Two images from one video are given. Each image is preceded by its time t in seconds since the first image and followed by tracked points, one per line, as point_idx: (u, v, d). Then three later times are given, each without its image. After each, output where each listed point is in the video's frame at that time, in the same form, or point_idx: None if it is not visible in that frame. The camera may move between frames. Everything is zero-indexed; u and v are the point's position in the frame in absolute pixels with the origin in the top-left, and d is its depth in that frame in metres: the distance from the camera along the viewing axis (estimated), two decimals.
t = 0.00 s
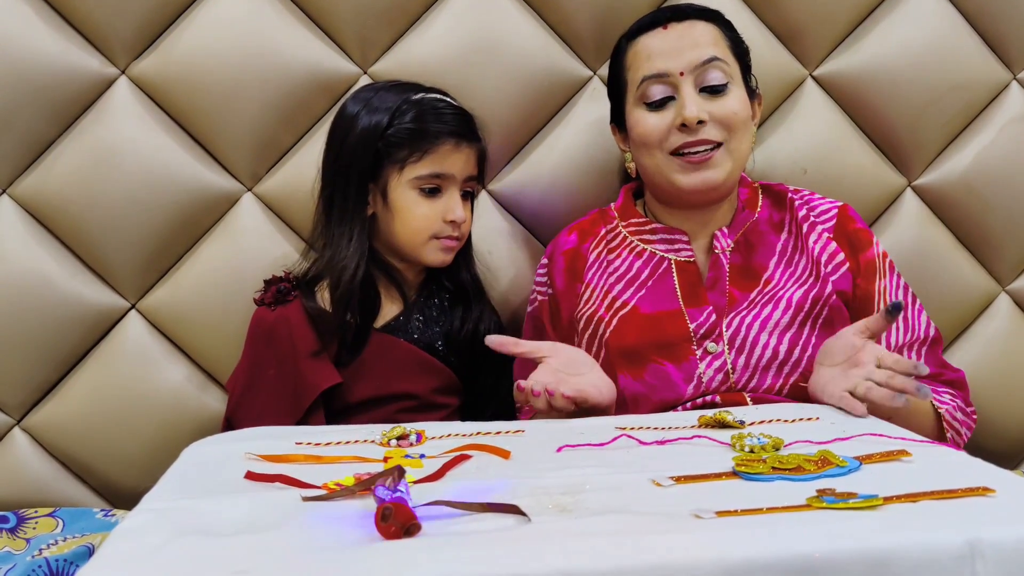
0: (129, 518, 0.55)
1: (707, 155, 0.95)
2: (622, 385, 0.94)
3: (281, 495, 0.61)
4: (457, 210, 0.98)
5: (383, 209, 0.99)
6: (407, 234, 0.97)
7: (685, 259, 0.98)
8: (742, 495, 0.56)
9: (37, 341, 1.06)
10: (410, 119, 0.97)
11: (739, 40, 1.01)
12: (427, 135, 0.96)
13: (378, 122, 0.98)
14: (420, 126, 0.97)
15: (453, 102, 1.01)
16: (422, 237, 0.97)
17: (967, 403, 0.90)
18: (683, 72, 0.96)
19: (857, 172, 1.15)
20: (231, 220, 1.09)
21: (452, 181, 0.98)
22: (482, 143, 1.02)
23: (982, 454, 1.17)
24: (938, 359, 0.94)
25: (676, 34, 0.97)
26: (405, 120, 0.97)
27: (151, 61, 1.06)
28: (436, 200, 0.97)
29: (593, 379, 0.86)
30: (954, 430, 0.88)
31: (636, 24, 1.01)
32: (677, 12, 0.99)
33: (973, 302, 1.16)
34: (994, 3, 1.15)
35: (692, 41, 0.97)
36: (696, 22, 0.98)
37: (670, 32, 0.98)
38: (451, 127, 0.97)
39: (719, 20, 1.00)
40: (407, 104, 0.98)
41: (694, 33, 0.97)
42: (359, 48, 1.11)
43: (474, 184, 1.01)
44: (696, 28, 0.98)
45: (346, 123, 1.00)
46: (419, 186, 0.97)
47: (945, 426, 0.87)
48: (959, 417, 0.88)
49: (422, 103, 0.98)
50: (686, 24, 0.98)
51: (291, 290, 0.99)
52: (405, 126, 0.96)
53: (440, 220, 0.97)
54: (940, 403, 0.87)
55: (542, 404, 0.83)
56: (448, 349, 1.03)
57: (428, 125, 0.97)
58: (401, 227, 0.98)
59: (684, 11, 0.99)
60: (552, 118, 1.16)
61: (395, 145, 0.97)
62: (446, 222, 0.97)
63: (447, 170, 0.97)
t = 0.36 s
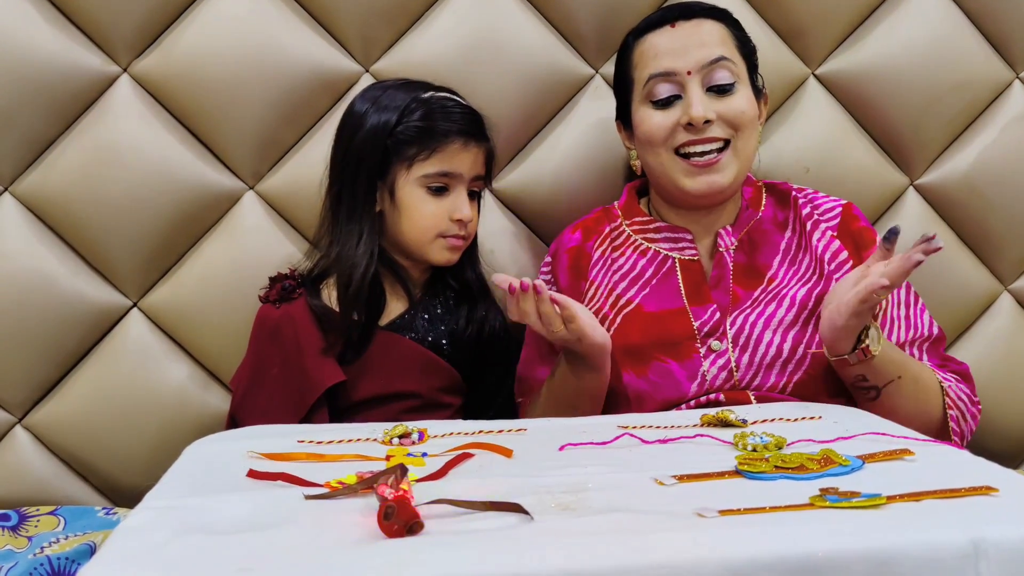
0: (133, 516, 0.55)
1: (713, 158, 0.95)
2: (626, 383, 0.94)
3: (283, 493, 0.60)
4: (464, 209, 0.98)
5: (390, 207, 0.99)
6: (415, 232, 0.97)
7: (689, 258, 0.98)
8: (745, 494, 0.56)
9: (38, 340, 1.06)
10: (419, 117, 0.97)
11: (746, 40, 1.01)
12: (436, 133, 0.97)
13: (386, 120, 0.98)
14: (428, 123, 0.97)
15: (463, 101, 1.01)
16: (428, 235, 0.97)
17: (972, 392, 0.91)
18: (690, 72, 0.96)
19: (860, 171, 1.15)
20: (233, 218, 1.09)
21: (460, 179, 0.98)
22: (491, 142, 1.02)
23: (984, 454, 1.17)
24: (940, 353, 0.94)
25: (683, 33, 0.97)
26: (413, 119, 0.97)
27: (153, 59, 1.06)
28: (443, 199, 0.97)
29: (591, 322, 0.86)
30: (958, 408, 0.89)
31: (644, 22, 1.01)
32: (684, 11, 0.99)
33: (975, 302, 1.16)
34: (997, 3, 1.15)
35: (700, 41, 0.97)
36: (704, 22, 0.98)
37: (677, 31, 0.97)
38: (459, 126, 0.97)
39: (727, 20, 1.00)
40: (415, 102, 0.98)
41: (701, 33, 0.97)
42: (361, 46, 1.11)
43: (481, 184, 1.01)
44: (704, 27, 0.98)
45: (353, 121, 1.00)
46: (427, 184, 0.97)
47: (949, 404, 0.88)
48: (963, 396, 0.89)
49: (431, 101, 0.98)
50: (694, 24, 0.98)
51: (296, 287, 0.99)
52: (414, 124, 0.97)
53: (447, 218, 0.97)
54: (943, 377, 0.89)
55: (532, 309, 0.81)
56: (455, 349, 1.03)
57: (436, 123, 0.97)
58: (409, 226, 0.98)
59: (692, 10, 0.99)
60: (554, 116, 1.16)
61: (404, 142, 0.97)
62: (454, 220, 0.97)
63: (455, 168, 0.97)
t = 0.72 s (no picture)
0: (134, 515, 0.55)
1: (710, 159, 0.95)
2: (626, 384, 0.93)
3: (285, 493, 0.60)
4: (469, 210, 0.98)
5: (395, 207, 0.99)
6: (420, 232, 0.97)
7: (689, 258, 0.98)
8: (747, 493, 0.56)
9: (39, 339, 1.06)
10: (425, 117, 0.97)
11: (748, 41, 1.01)
12: (440, 134, 0.96)
13: (393, 120, 0.98)
14: (435, 123, 0.96)
15: (470, 102, 1.00)
16: (431, 235, 0.97)
17: (969, 403, 0.90)
18: (689, 75, 0.96)
19: (860, 171, 1.15)
20: (234, 217, 1.09)
21: (465, 180, 0.98)
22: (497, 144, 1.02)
23: (984, 454, 1.17)
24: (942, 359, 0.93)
25: (684, 34, 0.97)
26: (420, 118, 0.97)
27: (154, 59, 1.06)
28: (448, 199, 0.97)
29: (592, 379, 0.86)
30: (958, 428, 0.88)
31: (646, 22, 1.00)
32: (686, 11, 0.99)
33: (976, 302, 1.16)
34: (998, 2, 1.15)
35: (700, 43, 0.96)
36: (705, 23, 0.98)
37: (678, 32, 0.97)
38: (465, 126, 0.97)
39: (730, 20, 1.00)
40: (422, 101, 0.98)
41: (703, 35, 0.97)
42: (362, 46, 1.11)
43: (486, 185, 1.01)
44: (704, 29, 0.97)
45: (360, 121, 1.00)
46: (432, 184, 0.97)
47: (949, 424, 0.87)
48: (963, 416, 0.88)
49: (438, 101, 0.98)
50: (695, 25, 0.97)
51: (300, 284, 0.99)
52: (420, 124, 0.96)
53: (451, 220, 0.97)
54: (944, 400, 0.88)
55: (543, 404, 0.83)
56: (457, 350, 1.03)
57: (443, 123, 0.97)
58: (413, 225, 0.98)
59: (693, 11, 0.99)
60: (555, 115, 1.16)
61: (410, 142, 0.97)
62: (458, 222, 0.97)
63: (460, 169, 0.97)
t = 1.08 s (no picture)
0: (132, 517, 0.55)
1: (707, 160, 0.95)
2: (624, 384, 0.94)
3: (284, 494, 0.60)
4: (474, 213, 0.97)
5: (401, 208, 0.99)
6: (425, 234, 0.97)
7: (686, 260, 0.98)
8: (743, 495, 0.56)
9: (38, 341, 1.06)
10: (433, 119, 0.97)
11: (743, 45, 1.01)
12: (447, 138, 0.97)
13: (399, 121, 0.98)
14: (442, 126, 0.97)
15: (479, 106, 1.01)
16: (435, 237, 0.97)
17: (968, 397, 0.91)
18: (683, 79, 0.96)
19: (858, 172, 1.15)
20: (233, 219, 1.09)
21: (471, 183, 0.97)
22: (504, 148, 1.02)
23: (983, 456, 1.17)
24: (938, 356, 0.94)
25: (679, 38, 0.97)
26: (428, 120, 0.97)
27: (152, 61, 1.07)
28: (453, 202, 0.97)
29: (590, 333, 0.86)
30: (953, 413, 0.88)
31: (644, 24, 1.01)
32: (681, 14, 0.99)
33: (974, 303, 1.16)
34: (996, 4, 1.15)
35: (694, 47, 0.97)
36: (699, 26, 0.98)
37: (672, 36, 0.98)
38: (472, 130, 0.97)
39: (725, 23, 1.00)
40: (430, 104, 0.98)
41: (697, 38, 0.97)
42: (361, 48, 1.11)
43: (492, 188, 1.01)
44: (698, 32, 0.98)
45: (368, 122, 1.00)
46: (438, 186, 0.97)
47: (944, 410, 0.88)
48: (957, 401, 0.89)
49: (446, 104, 0.98)
50: (688, 28, 0.98)
51: (305, 284, 1.00)
52: (428, 126, 0.97)
53: (456, 222, 0.97)
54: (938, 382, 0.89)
55: (529, 320, 0.83)
56: (462, 355, 1.02)
57: (450, 126, 0.97)
58: (418, 227, 0.98)
59: (688, 15, 0.99)
60: (553, 117, 1.16)
61: (416, 144, 0.97)
62: (463, 224, 0.97)
63: (465, 172, 0.97)
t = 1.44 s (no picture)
0: (129, 519, 0.55)
1: (688, 188, 0.95)
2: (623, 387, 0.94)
3: (282, 496, 0.61)
4: (477, 217, 0.97)
5: (407, 209, 0.99)
6: (428, 236, 0.97)
7: (684, 262, 0.98)
8: (742, 496, 0.56)
9: (36, 343, 1.06)
10: (441, 121, 0.97)
11: (736, 61, 0.97)
12: (453, 141, 0.96)
13: (407, 123, 0.98)
14: (450, 127, 0.97)
15: (488, 109, 1.00)
16: (438, 240, 0.97)
17: (964, 404, 0.92)
18: (663, 108, 0.94)
19: (856, 173, 1.16)
20: (231, 220, 1.09)
21: (475, 186, 0.97)
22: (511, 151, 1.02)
23: (982, 457, 1.17)
24: (936, 363, 0.95)
25: (662, 61, 0.94)
26: (436, 121, 0.97)
27: (150, 63, 1.07)
28: (457, 204, 0.97)
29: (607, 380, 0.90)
30: (952, 429, 0.89)
31: (637, 34, 0.96)
32: (672, 27, 0.95)
33: (973, 304, 1.16)
34: (993, 5, 1.16)
35: (677, 70, 0.93)
36: (684, 44, 0.94)
37: (655, 58, 0.94)
38: (479, 133, 0.97)
39: (717, 37, 0.96)
40: (438, 105, 0.98)
41: (682, 60, 0.94)
42: (360, 49, 1.11)
43: (499, 193, 1.01)
44: (684, 52, 0.94)
45: (376, 123, 1.01)
46: (442, 189, 0.97)
47: (943, 424, 0.89)
48: (955, 416, 0.90)
49: (454, 106, 0.98)
50: (673, 49, 0.94)
51: (310, 282, 1.00)
52: (435, 128, 0.97)
53: (459, 225, 0.97)
54: (934, 401, 0.89)
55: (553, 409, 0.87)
56: (463, 357, 1.02)
57: (457, 128, 0.97)
58: (422, 229, 0.98)
59: (671, 33, 0.95)
60: (551, 118, 1.16)
61: (422, 146, 0.97)
62: (465, 227, 0.97)
63: (469, 174, 0.97)
